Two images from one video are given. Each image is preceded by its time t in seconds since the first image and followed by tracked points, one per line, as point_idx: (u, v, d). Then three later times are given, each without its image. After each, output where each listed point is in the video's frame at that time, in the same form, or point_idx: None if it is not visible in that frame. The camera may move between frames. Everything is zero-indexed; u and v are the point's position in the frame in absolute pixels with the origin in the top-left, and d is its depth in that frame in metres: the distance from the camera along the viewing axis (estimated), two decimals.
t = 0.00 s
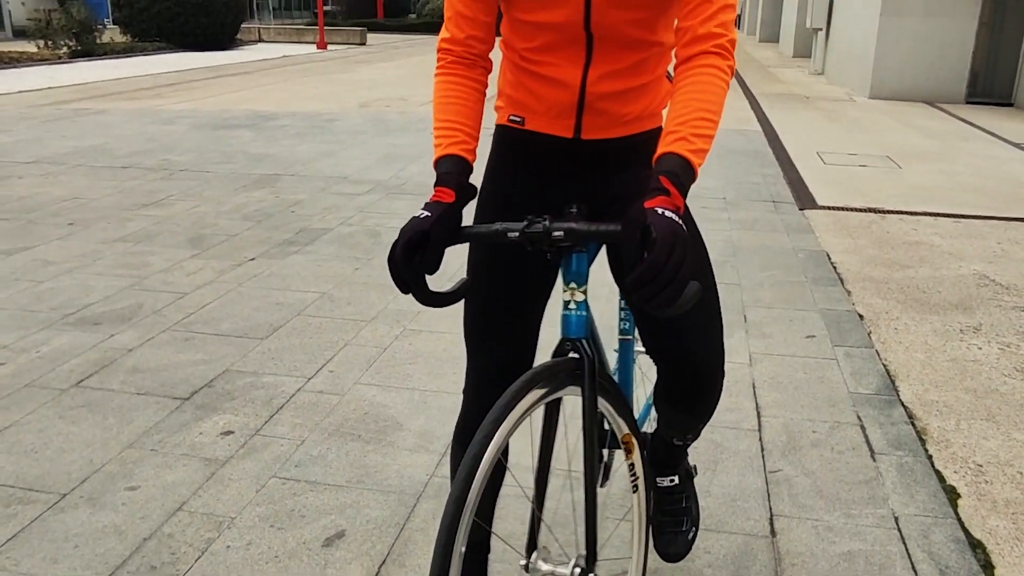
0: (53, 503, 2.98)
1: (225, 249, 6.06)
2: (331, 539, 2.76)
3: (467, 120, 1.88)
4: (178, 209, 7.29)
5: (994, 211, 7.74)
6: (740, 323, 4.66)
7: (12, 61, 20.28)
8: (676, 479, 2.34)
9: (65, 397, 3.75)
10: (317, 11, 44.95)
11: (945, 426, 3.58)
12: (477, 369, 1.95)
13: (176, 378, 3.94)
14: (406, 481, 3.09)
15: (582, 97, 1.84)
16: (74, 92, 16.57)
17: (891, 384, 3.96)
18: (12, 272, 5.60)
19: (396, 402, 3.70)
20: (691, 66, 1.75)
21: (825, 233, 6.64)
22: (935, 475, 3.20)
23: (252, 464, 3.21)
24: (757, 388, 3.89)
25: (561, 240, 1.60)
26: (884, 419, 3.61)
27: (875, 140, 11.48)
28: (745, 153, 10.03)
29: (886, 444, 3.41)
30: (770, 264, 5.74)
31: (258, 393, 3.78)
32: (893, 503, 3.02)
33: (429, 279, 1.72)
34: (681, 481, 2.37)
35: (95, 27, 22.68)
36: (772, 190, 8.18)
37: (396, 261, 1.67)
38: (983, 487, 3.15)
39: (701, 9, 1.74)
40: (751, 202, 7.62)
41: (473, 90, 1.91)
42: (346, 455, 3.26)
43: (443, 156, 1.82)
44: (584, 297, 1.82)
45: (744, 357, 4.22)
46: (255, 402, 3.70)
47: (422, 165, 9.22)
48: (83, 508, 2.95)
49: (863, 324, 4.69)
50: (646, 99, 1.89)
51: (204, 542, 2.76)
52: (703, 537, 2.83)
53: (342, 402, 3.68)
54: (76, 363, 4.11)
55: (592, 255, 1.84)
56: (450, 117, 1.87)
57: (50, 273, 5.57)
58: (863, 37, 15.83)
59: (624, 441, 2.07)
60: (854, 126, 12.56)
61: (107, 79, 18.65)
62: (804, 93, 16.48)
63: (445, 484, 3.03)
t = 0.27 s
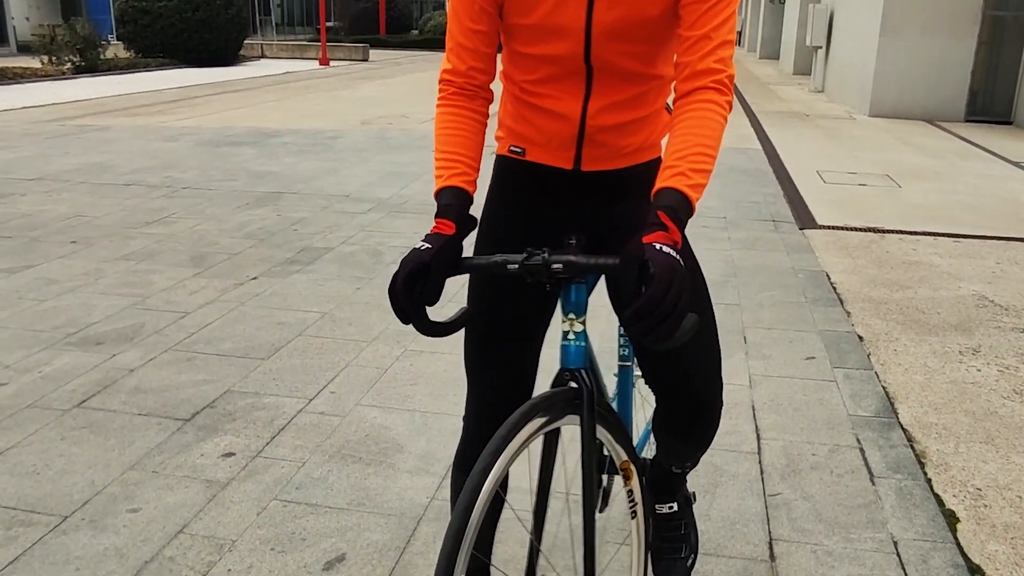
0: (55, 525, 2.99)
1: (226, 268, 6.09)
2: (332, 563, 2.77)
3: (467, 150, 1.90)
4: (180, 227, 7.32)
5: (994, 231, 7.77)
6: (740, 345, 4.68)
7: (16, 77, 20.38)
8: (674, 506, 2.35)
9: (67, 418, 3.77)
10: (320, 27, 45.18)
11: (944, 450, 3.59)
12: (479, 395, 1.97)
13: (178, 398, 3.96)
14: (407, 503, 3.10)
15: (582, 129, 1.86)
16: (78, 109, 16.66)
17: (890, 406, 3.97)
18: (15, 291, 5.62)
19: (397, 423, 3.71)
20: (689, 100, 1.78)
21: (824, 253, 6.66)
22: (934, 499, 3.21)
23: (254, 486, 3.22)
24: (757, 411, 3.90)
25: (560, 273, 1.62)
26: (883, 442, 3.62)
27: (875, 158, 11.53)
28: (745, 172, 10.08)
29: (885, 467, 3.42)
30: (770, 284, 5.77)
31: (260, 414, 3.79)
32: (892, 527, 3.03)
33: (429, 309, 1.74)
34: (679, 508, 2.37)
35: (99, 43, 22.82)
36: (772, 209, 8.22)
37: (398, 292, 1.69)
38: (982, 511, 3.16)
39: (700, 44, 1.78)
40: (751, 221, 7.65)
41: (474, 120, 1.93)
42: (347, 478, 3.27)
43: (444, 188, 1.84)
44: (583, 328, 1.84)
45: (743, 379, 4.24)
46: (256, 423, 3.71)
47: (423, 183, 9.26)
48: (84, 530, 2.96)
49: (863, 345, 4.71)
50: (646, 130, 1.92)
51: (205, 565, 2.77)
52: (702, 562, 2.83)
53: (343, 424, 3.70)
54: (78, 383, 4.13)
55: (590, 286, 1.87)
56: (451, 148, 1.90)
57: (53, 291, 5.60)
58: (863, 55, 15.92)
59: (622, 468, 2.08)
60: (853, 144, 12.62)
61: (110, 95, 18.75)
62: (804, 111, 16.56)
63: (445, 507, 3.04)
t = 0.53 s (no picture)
0: (54, 539, 3.00)
1: (227, 281, 6.11)
2: None
3: (463, 169, 1.91)
4: (181, 240, 7.34)
5: (992, 245, 7.79)
6: (739, 359, 4.69)
7: (19, 89, 20.47)
8: (670, 523, 2.33)
9: (67, 432, 3.77)
10: (322, 39, 45.35)
11: (942, 465, 3.59)
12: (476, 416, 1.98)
13: (178, 412, 3.97)
14: (406, 518, 3.11)
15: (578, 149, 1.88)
16: (80, 120, 16.72)
17: (888, 421, 3.97)
18: (16, 304, 5.63)
19: (396, 438, 3.72)
20: (684, 122, 1.81)
21: (823, 267, 6.68)
22: (932, 515, 3.21)
23: (252, 500, 3.22)
24: (755, 426, 3.90)
25: (555, 293, 1.63)
26: (881, 458, 3.62)
27: (874, 172, 11.56)
28: (744, 185, 10.11)
29: (883, 483, 3.43)
30: (769, 298, 5.78)
31: (259, 428, 3.80)
32: (890, 544, 3.03)
33: (425, 328, 1.75)
34: (676, 526, 2.35)
35: (102, 54, 22.92)
36: (772, 223, 8.24)
37: (394, 311, 1.70)
38: (980, 528, 3.16)
39: (695, 67, 1.80)
40: (750, 235, 7.67)
41: (470, 140, 1.95)
42: (346, 492, 3.28)
43: (441, 207, 1.86)
44: (579, 346, 1.86)
45: (742, 394, 4.24)
46: (256, 437, 3.72)
47: (423, 196, 9.29)
48: (83, 545, 2.97)
49: (861, 359, 4.71)
50: (641, 151, 1.93)
51: None
52: None
53: (342, 438, 3.71)
54: (79, 396, 4.14)
55: (586, 305, 1.88)
56: (447, 166, 1.91)
57: (54, 304, 5.61)
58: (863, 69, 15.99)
59: (618, 484, 2.09)
60: (853, 158, 12.65)
61: (113, 107, 18.83)
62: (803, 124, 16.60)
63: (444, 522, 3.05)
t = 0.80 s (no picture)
0: (53, 553, 3.01)
1: (227, 293, 6.13)
2: None
3: (461, 190, 1.93)
4: (181, 251, 7.37)
5: (990, 257, 7.81)
6: (737, 373, 4.70)
7: (20, 99, 20.53)
8: (666, 541, 2.33)
9: (66, 445, 3.79)
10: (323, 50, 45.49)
11: (939, 479, 3.61)
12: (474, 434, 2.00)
13: (177, 425, 3.98)
14: (404, 533, 3.12)
15: (574, 171, 1.90)
16: (81, 131, 16.77)
17: (885, 435, 3.98)
18: (16, 316, 5.65)
19: (394, 451, 3.73)
20: (679, 145, 1.83)
21: (821, 279, 6.70)
22: (929, 530, 3.22)
23: (251, 515, 3.23)
24: (753, 440, 3.92)
25: (551, 313, 1.65)
26: (878, 472, 3.64)
27: (872, 183, 11.59)
28: (743, 197, 10.14)
29: (880, 497, 3.44)
30: (767, 311, 5.80)
31: (258, 442, 3.82)
32: (887, 559, 3.04)
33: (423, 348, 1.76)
34: (671, 543, 2.35)
35: (103, 65, 23.00)
36: (770, 235, 8.27)
37: (391, 331, 1.72)
38: (976, 543, 3.17)
39: (690, 91, 1.82)
40: (749, 248, 7.69)
41: (467, 160, 1.97)
42: (344, 506, 3.29)
43: (438, 228, 1.88)
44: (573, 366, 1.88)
45: (739, 407, 4.26)
46: (254, 451, 3.73)
47: (423, 208, 9.33)
48: (82, 559, 2.98)
49: (858, 373, 4.73)
50: (636, 171, 1.96)
51: None
52: None
53: (341, 452, 3.72)
54: (78, 409, 4.15)
55: (581, 325, 1.90)
56: (444, 187, 1.93)
57: (54, 316, 5.63)
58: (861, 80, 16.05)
59: (614, 501, 2.10)
60: (851, 169, 12.69)
61: (114, 117, 18.88)
62: (802, 135, 16.65)
63: (441, 537, 3.06)
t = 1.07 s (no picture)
0: (51, 568, 3.01)
1: (227, 304, 6.14)
2: None
3: (458, 209, 1.94)
4: (181, 262, 7.38)
5: (988, 267, 7.83)
6: (735, 385, 4.71)
7: (21, 107, 20.58)
8: (663, 559, 2.33)
9: (65, 458, 3.79)
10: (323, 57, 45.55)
11: (937, 493, 3.61)
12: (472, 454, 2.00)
13: (176, 438, 3.99)
14: (402, 547, 3.12)
15: (572, 190, 1.91)
16: (82, 140, 16.80)
17: (883, 448, 3.99)
18: (16, 327, 5.66)
19: (393, 465, 3.74)
20: (676, 167, 1.84)
21: (820, 290, 6.71)
22: (926, 544, 3.23)
23: (249, 528, 3.24)
24: (751, 453, 3.92)
25: (547, 334, 1.66)
26: (876, 485, 3.64)
27: (871, 192, 11.61)
28: (742, 206, 10.16)
29: (878, 511, 3.44)
30: (766, 322, 5.81)
31: (257, 454, 3.82)
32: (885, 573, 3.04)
33: (419, 367, 1.78)
34: (669, 561, 2.35)
35: (104, 73, 23.06)
36: (769, 245, 8.28)
37: (387, 350, 1.73)
38: (974, 557, 3.17)
39: (688, 113, 1.83)
40: (748, 258, 7.71)
41: (466, 179, 1.99)
42: (342, 520, 3.30)
43: (435, 247, 1.89)
44: (570, 386, 1.88)
45: (737, 420, 4.26)
46: (253, 464, 3.74)
47: (423, 217, 9.34)
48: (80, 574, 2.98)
49: (857, 385, 4.73)
50: (635, 190, 1.97)
51: None
52: None
53: (339, 465, 3.72)
54: (78, 422, 4.15)
55: (577, 345, 1.90)
56: (442, 207, 1.94)
57: (53, 327, 5.64)
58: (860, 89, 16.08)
59: (610, 518, 2.10)
60: (850, 178, 12.72)
61: (114, 126, 18.91)
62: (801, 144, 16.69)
63: (440, 552, 3.06)
